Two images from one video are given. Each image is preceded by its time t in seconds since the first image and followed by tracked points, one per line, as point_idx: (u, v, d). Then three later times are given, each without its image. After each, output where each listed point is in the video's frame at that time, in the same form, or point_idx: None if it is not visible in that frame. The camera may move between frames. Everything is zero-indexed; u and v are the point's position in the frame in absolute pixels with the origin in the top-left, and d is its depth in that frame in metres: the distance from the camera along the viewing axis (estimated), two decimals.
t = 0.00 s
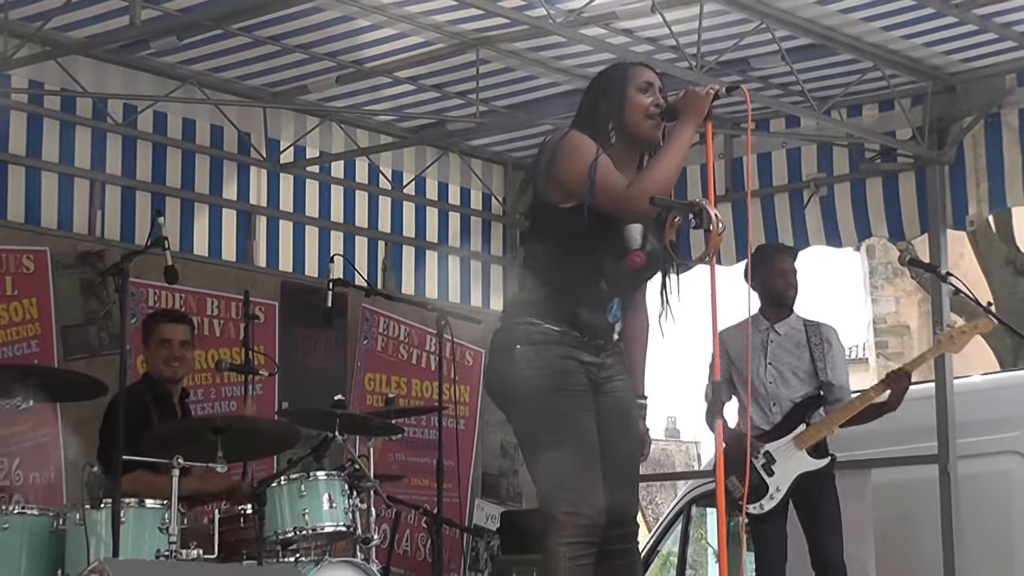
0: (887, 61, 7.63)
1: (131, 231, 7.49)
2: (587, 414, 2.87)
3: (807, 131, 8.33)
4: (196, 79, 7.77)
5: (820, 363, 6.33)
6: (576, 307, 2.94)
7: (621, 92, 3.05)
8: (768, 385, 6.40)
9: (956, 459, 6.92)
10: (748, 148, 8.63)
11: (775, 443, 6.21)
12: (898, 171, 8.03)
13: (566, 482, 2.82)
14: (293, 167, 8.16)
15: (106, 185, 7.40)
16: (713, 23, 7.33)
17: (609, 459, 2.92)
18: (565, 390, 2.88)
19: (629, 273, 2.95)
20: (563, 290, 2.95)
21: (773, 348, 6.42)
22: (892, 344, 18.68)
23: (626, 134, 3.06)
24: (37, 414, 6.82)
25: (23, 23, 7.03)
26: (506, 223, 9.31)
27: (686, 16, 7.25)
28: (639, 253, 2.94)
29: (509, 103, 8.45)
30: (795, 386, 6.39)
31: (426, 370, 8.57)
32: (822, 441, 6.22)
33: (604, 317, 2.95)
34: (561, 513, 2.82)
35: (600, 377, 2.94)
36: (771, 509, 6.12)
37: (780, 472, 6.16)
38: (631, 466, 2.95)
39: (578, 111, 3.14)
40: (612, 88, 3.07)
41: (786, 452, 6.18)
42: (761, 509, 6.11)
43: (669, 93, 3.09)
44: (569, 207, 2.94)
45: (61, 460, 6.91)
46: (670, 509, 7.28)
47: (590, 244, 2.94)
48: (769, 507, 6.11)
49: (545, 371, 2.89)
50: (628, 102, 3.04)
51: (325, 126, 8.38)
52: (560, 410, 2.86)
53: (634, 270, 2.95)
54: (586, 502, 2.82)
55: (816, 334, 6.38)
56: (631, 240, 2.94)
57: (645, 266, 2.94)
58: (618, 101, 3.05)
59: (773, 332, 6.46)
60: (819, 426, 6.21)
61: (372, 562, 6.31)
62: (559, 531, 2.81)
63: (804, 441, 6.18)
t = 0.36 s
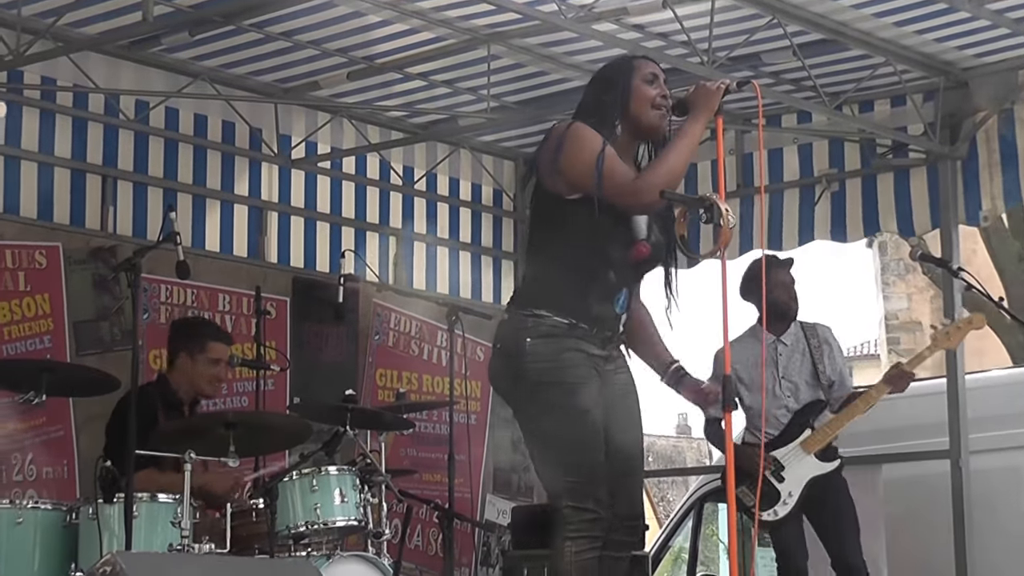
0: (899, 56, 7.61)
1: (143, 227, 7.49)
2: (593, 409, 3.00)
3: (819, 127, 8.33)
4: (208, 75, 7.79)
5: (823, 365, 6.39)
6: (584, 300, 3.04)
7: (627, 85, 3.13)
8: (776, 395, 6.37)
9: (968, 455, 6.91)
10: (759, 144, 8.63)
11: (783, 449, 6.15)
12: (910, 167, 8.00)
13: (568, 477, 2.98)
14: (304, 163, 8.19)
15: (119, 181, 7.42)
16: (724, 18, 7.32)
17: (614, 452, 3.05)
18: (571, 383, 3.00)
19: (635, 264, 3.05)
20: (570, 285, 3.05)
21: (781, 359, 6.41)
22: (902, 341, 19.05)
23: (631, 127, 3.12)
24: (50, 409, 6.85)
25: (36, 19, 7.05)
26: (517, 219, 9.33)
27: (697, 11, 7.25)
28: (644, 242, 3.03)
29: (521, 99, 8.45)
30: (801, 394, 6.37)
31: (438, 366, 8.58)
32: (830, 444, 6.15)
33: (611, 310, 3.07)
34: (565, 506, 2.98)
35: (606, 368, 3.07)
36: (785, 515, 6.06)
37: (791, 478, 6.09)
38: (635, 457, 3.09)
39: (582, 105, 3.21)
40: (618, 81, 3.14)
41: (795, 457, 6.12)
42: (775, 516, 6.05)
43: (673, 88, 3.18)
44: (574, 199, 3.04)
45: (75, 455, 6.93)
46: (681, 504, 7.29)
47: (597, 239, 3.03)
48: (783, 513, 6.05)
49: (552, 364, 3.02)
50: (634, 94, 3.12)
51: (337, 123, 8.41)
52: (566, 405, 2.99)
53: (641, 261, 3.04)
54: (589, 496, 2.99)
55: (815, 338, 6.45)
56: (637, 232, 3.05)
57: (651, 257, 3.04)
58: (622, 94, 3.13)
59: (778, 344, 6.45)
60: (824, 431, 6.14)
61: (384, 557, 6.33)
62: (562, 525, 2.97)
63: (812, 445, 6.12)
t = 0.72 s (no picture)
0: (911, 52, 7.60)
1: (155, 223, 7.51)
2: (621, 406, 2.94)
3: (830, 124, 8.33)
4: (220, 71, 7.80)
5: (847, 347, 6.35)
6: (600, 301, 3.00)
7: (634, 82, 3.06)
8: (815, 380, 6.23)
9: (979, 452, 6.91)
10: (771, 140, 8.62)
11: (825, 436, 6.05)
12: (921, 163, 7.98)
13: (598, 473, 2.90)
14: (315, 160, 8.19)
15: (131, 178, 7.44)
16: (736, 14, 7.32)
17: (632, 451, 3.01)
18: (593, 381, 2.95)
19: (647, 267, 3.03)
20: (586, 284, 3.00)
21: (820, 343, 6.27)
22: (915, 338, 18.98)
23: (640, 127, 3.06)
24: (62, 405, 6.87)
25: (48, 16, 7.08)
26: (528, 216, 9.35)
27: (709, 7, 7.24)
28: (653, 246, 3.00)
29: (532, 96, 8.45)
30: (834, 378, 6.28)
31: (450, 363, 8.60)
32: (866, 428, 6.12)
33: (624, 311, 3.04)
34: (592, 505, 2.90)
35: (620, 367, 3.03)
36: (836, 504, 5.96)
37: (836, 465, 6.01)
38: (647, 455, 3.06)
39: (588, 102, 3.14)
40: (625, 81, 3.08)
41: (838, 444, 6.04)
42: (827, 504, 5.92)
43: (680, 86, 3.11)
44: (586, 202, 2.98)
45: (88, 451, 6.96)
46: (692, 501, 7.28)
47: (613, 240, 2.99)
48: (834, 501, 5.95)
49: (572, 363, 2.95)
50: (642, 93, 3.05)
51: (348, 120, 8.42)
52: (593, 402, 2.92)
53: (648, 262, 3.03)
54: (616, 493, 2.92)
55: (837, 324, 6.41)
56: (647, 233, 3.01)
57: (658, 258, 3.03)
58: (630, 93, 3.06)
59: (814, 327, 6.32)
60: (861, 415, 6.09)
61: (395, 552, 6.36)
62: (590, 521, 2.89)
63: (850, 430, 6.06)
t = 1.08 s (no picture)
0: (921, 49, 7.57)
1: (165, 221, 7.52)
2: (621, 404, 2.92)
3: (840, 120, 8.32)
4: (229, 69, 7.81)
5: (861, 357, 6.60)
6: (610, 300, 2.97)
7: (649, 86, 2.98)
8: (816, 388, 6.56)
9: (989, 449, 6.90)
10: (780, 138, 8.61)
11: (821, 445, 6.37)
12: (932, 160, 7.96)
13: (597, 466, 2.90)
14: (325, 157, 8.21)
15: (141, 176, 7.45)
16: (746, 11, 7.30)
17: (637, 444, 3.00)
18: (598, 379, 2.92)
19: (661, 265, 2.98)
20: (597, 282, 2.96)
21: (827, 350, 6.58)
22: (926, 335, 18.92)
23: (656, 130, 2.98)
24: (73, 402, 6.88)
25: (58, 14, 7.09)
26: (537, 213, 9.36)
27: (718, 4, 7.22)
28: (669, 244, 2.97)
29: (541, 93, 8.45)
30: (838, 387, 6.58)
31: (459, 360, 8.61)
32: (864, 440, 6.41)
33: (636, 310, 3.00)
34: (588, 497, 2.91)
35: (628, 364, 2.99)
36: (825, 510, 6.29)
37: (829, 473, 6.31)
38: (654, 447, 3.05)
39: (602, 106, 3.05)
40: (639, 81, 3.00)
41: (834, 452, 6.35)
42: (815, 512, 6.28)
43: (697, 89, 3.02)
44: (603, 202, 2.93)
45: (98, 447, 6.97)
46: (702, 497, 7.28)
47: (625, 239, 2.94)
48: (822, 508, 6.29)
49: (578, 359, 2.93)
50: (657, 97, 2.97)
51: (358, 117, 8.42)
52: (594, 399, 2.91)
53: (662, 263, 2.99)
54: (613, 488, 2.92)
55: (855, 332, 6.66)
56: (664, 232, 2.95)
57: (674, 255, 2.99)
58: (644, 98, 2.97)
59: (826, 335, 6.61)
60: (859, 426, 6.39)
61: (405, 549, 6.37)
62: (585, 514, 2.90)
63: (848, 441, 6.36)
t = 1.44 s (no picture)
0: (929, 47, 7.55)
1: (173, 219, 7.54)
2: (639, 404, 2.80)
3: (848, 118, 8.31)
4: (237, 67, 7.82)
5: (841, 360, 6.41)
6: (629, 300, 2.85)
7: (656, 88, 2.92)
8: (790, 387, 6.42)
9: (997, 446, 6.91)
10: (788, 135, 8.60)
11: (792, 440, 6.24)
12: (939, 158, 7.96)
13: (608, 462, 2.79)
14: (333, 155, 8.22)
15: (149, 174, 7.46)
16: (753, 9, 7.29)
17: (663, 446, 2.84)
18: (613, 379, 2.81)
19: (687, 269, 2.82)
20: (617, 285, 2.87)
21: (800, 348, 6.44)
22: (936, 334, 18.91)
23: (669, 128, 2.93)
24: (81, 399, 6.89)
25: (66, 13, 7.10)
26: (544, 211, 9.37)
27: (726, 2, 7.22)
28: (695, 244, 2.77)
29: (548, 91, 8.44)
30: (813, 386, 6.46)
31: (466, 357, 8.63)
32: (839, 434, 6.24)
33: (659, 312, 2.85)
34: (599, 494, 2.80)
35: (655, 366, 2.85)
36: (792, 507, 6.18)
37: (798, 470, 6.18)
38: (688, 449, 2.88)
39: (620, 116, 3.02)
40: (648, 86, 2.93)
41: (803, 450, 6.21)
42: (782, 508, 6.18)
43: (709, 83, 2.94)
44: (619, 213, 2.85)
45: (107, 445, 6.99)
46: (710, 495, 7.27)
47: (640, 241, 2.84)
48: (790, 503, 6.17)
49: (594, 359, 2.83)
50: (667, 98, 2.90)
51: (365, 116, 8.43)
52: (606, 398, 2.79)
53: (693, 264, 2.81)
54: (628, 487, 2.80)
55: (837, 335, 6.43)
56: (681, 237, 2.77)
57: (702, 259, 2.78)
58: (654, 99, 2.92)
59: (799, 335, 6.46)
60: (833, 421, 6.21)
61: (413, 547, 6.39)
62: (596, 510, 2.80)
63: (820, 438, 6.20)
